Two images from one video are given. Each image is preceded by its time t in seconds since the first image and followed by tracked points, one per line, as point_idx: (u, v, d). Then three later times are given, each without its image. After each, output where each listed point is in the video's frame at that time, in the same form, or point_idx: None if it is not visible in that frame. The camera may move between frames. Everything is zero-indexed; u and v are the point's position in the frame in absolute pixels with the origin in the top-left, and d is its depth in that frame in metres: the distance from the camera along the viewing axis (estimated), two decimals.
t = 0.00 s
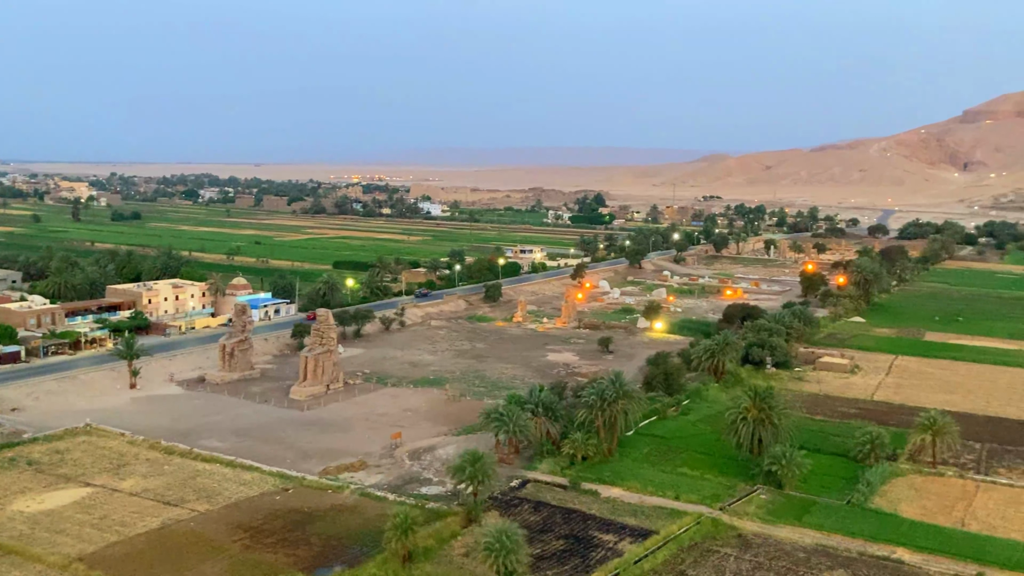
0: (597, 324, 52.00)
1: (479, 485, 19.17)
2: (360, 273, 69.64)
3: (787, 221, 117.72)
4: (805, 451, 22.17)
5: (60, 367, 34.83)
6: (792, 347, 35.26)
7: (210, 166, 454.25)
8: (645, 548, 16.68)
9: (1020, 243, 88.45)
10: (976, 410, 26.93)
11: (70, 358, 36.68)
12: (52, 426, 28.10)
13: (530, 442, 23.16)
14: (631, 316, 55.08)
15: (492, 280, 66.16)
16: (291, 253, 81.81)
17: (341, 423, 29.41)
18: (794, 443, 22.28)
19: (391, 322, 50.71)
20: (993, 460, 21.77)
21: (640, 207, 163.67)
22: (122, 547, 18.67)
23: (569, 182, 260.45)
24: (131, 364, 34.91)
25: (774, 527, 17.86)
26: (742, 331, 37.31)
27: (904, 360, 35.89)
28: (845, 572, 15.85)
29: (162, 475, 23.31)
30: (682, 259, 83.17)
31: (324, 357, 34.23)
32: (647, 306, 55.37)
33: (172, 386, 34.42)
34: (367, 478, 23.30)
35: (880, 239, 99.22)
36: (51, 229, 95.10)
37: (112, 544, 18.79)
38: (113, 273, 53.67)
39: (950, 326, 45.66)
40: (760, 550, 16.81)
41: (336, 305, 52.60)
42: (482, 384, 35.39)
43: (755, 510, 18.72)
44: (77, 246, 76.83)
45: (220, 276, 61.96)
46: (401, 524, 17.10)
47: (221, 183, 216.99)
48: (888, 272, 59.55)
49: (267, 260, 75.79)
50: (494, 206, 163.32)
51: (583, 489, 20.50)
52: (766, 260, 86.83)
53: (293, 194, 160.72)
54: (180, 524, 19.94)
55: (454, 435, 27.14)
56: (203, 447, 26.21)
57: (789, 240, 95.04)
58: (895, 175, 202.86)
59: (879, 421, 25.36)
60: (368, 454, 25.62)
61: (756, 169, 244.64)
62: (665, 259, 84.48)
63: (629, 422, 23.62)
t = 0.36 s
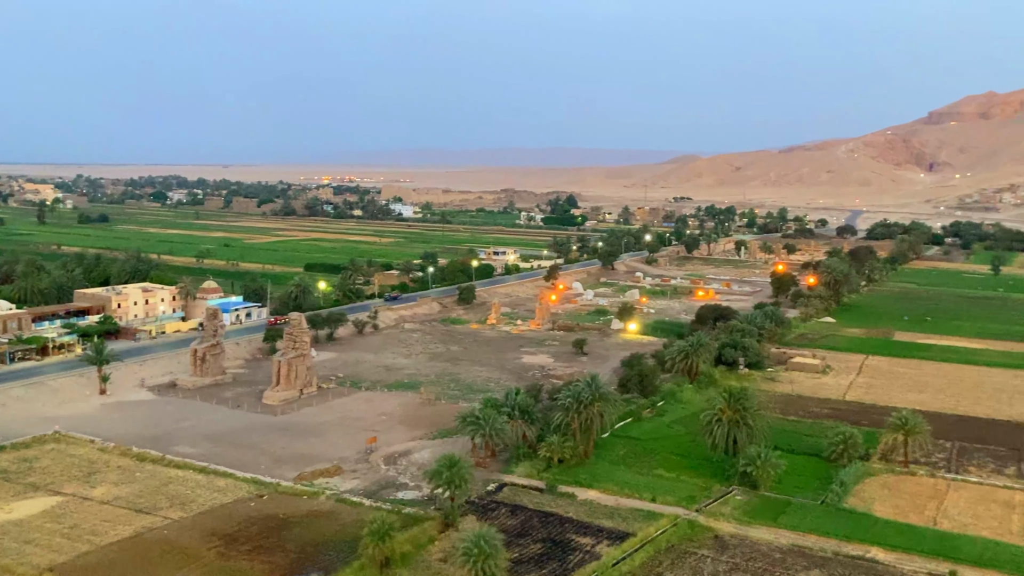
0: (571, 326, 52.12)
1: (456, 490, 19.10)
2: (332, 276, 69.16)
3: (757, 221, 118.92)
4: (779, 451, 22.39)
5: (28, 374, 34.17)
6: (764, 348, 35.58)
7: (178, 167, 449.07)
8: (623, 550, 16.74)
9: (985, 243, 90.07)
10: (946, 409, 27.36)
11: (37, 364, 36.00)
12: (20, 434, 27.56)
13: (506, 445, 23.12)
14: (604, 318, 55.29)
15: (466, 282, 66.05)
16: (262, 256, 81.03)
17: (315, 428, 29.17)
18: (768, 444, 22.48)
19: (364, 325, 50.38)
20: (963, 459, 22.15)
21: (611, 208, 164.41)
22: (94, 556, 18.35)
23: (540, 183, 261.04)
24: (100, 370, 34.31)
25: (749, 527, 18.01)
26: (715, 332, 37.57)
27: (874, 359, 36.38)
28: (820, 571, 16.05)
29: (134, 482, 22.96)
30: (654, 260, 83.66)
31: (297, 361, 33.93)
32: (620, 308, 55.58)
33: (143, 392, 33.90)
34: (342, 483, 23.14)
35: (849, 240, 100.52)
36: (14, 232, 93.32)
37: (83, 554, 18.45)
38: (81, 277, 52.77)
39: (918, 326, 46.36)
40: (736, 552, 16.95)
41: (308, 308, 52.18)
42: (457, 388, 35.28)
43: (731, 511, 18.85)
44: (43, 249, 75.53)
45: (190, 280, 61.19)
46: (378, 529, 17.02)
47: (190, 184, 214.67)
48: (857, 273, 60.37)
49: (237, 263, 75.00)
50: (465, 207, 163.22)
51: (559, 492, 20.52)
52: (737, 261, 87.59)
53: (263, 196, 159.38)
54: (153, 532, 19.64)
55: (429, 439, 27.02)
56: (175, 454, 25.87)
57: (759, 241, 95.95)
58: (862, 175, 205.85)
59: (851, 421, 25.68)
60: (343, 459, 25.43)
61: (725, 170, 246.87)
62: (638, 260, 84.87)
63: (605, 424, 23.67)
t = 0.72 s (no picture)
0: (545, 328, 52.18)
1: (434, 495, 19.04)
2: (305, 279, 68.65)
3: (728, 222, 119.91)
4: (754, 452, 22.58)
5: None
6: (738, 349, 35.89)
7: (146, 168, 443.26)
8: (601, 553, 16.79)
9: (952, 243, 91.57)
10: (916, 409, 27.77)
11: (4, 370, 35.34)
12: None
13: (483, 449, 23.08)
14: (579, 319, 55.45)
15: (439, 285, 65.87)
16: (232, 259, 80.22)
17: (289, 433, 28.92)
18: (743, 445, 22.66)
19: (337, 328, 50.07)
20: (934, 458, 22.51)
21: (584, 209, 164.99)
22: (66, 567, 18.05)
23: (513, 185, 261.19)
24: (70, 376, 33.73)
25: (726, 529, 18.14)
26: (689, 333, 37.81)
27: (845, 359, 36.85)
28: (797, 572, 16.21)
29: (105, 491, 22.62)
30: (626, 261, 84.08)
31: (271, 365, 33.61)
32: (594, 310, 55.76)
33: (113, 398, 33.40)
34: (318, 489, 22.96)
35: (819, 240, 101.67)
36: None
37: (55, 564, 18.15)
38: (48, 282, 51.89)
39: (888, 326, 47.01)
40: (714, 553, 17.06)
41: (280, 312, 51.75)
42: (433, 391, 35.18)
43: (708, 513, 18.98)
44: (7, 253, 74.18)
45: (159, 284, 60.39)
46: (355, 536, 16.92)
47: (159, 186, 212.20)
48: (828, 274, 61.11)
49: (208, 266, 74.20)
50: (438, 209, 162.95)
51: (537, 495, 20.52)
52: (709, 262, 88.25)
53: (234, 198, 157.88)
54: (125, 541, 19.37)
55: (405, 444, 26.91)
56: (148, 460, 25.52)
57: (731, 242, 96.69)
58: (831, 176, 208.46)
59: (824, 421, 25.97)
60: (319, 465, 25.22)
61: (696, 171, 248.92)
62: (611, 262, 85.19)
63: (582, 427, 23.72)
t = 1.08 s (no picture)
0: (517, 331, 52.21)
1: (409, 501, 18.93)
2: (273, 283, 67.99)
3: (696, 224, 120.97)
4: (726, 454, 22.78)
5: None
6: (708, 350, 36.19)
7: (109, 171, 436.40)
8: (577, 558, 16.82)
9: (915, 243, 93.20)
10: (884, 409, 28.21)
11: None
12: None
13: (457, 454, 23.02)
14: (550, 322, 55.56)
15: (409, 288, 65.62)
16: (199, 262, 79.20)
17: (260, 439, 28.60)
18: (717, 446, 22.86)
19: (307, 333, 49.65)
20: (903, 457, 22.88)
21: (553, 211, 165.52)
22: None
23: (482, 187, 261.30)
24: (34, 384, 33.02)
25: (701, 531, 18.28)
26: (660, 335, 38.06)
27: (813, 360, 37.32)
28: (771, 573, 16.39)
29: (73, 500, 22.18)
30: (596, 264, 84.44)
31: (241, 371, 33.20)
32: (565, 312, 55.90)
33: (79, 405, 32.77)
34: (291, 496, 22.73)
35: (785, 242, 102.91)
36: None
37: None
38: (9, 287, 50.82)
39: (855, 326, 47.73)
40: (688, 556, 17.19)
41: (249, 317, 51.19)
42: (405, 396, 35.02)
43: (682, 515, 19.10)
44: None
45: (124, 288, 59.45)
46: (330, 544, 16.81)
47: (121, 188, 208.80)
48: (795, 275, 61.87)
49: (174, 270, 73.22)
50: (407, 211, 162.50)
51: (512, 500, 20.51)
52: (678, 264, 88.90)
53: (199, 201, 156.09)
54: (94, 552, 19.00)
55: (378, 449, 26.75)
56: (116, 469, 25.08)
57: (699, 244, 97.46)
58: (797, 178, 211.26)
59: (795, 422, 26.26)
60: (291, 472, 24.97)
61: (664, 173, 250.89)
62: (581, 264, 85.49)
63: (555, 430, 23.76)
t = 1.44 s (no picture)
0: (485, 335, 52.17)
1: (381, 509, 18.82)
2: (237, 288, 67.16)
3: (660, 226, 121.98)
4: (696, 457, 22.97)
5: None
6: (676, 353, 36.49)
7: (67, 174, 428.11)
8: (550, 563, 16.87)
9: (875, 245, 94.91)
10: (848, 410, 28.68)
11: None
12: None
13: (428, 460, 22.93)
14: (517, 326, 55.61)
15: (376, 292, 65.24)
16: (161, 267, 77.96)
17: (228, 447, 28.24)
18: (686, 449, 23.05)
19: (273, 338, 49.12)
20: (868, 458, 23.28)
21: (519, 214, 165.86)
22: None
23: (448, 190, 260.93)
24: None
25: (672, 534, 18.42)
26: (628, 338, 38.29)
27: (779, 362, 37.82)
28: None
29: (36, 513, 21.70)
30: (563, 267, 84.71)
31: (207, 378, 32.74)
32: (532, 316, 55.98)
33: (41, 415, 32.08)
34: (260, 505, 22.47)
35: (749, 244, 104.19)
36: None
37: None
38: None
39: (818, 328, 48.47)
40: (660, 560, 17.33)
41: (214, 322, 50.51)
42: (374, 402, 34.81)
43: (653, 518, 19.24)
44: None
45: (84, 294, 58.30)
46: (302, 553, 16.78)
47: (79, 192, 204.67)
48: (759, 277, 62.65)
49: (135, 275, 71.96)
50: (372, 214, 161.69)
51: (483, 506, 20.48)
52: (644, 266, 89.51)
53: (160, 204, 153.71)
54: (59, 565, 18.62)
55: (348, 456, 26.57)
56: (79, 480, 24.59)
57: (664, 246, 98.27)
58: (759, 181, 214.07)
59: (762, 424, 26.58)
60: (259, 480, 24.69)
61: (628, 176, 252.66)
62: (547, 267, 85.67)
63: (526, 435, 23.77)
